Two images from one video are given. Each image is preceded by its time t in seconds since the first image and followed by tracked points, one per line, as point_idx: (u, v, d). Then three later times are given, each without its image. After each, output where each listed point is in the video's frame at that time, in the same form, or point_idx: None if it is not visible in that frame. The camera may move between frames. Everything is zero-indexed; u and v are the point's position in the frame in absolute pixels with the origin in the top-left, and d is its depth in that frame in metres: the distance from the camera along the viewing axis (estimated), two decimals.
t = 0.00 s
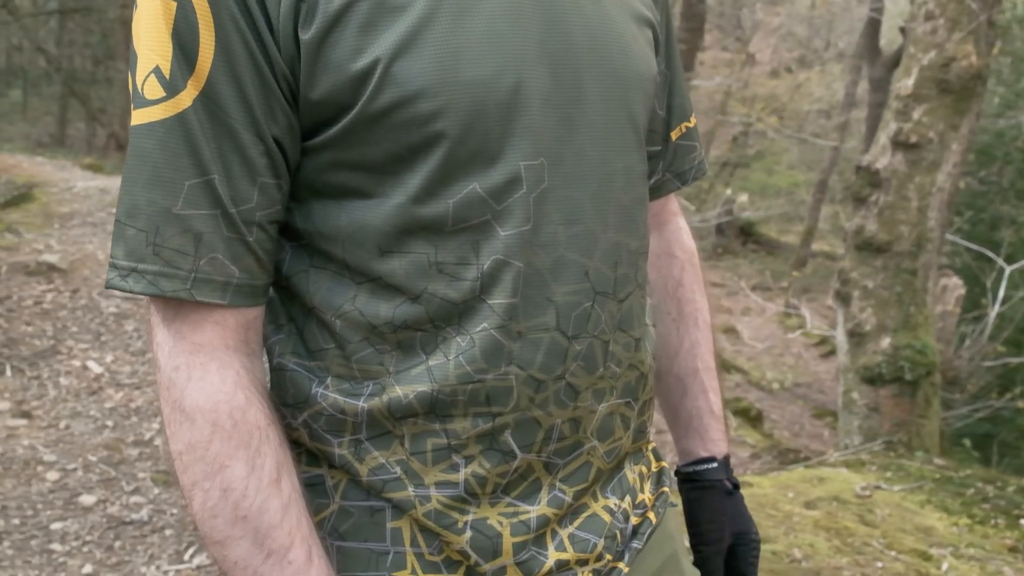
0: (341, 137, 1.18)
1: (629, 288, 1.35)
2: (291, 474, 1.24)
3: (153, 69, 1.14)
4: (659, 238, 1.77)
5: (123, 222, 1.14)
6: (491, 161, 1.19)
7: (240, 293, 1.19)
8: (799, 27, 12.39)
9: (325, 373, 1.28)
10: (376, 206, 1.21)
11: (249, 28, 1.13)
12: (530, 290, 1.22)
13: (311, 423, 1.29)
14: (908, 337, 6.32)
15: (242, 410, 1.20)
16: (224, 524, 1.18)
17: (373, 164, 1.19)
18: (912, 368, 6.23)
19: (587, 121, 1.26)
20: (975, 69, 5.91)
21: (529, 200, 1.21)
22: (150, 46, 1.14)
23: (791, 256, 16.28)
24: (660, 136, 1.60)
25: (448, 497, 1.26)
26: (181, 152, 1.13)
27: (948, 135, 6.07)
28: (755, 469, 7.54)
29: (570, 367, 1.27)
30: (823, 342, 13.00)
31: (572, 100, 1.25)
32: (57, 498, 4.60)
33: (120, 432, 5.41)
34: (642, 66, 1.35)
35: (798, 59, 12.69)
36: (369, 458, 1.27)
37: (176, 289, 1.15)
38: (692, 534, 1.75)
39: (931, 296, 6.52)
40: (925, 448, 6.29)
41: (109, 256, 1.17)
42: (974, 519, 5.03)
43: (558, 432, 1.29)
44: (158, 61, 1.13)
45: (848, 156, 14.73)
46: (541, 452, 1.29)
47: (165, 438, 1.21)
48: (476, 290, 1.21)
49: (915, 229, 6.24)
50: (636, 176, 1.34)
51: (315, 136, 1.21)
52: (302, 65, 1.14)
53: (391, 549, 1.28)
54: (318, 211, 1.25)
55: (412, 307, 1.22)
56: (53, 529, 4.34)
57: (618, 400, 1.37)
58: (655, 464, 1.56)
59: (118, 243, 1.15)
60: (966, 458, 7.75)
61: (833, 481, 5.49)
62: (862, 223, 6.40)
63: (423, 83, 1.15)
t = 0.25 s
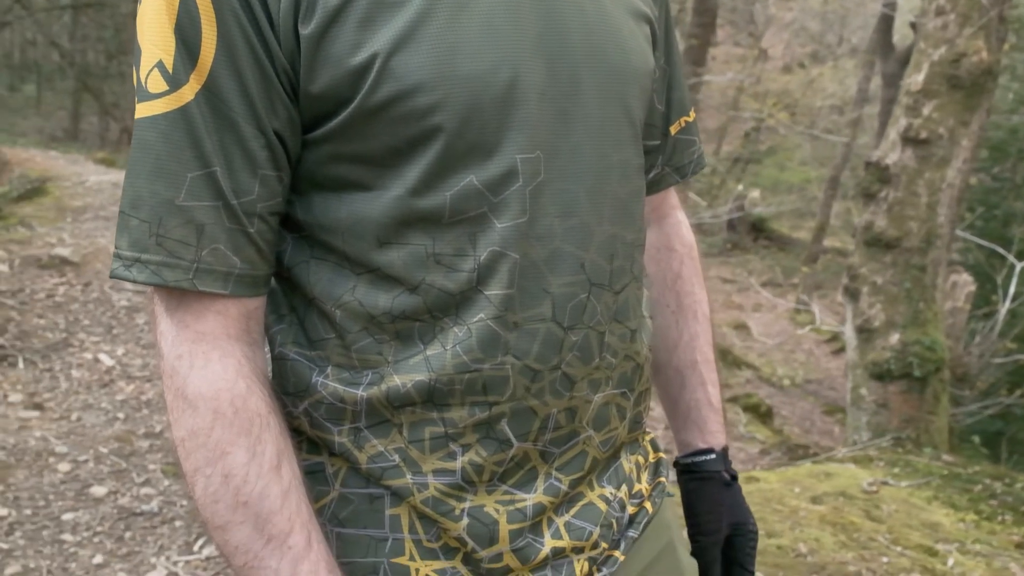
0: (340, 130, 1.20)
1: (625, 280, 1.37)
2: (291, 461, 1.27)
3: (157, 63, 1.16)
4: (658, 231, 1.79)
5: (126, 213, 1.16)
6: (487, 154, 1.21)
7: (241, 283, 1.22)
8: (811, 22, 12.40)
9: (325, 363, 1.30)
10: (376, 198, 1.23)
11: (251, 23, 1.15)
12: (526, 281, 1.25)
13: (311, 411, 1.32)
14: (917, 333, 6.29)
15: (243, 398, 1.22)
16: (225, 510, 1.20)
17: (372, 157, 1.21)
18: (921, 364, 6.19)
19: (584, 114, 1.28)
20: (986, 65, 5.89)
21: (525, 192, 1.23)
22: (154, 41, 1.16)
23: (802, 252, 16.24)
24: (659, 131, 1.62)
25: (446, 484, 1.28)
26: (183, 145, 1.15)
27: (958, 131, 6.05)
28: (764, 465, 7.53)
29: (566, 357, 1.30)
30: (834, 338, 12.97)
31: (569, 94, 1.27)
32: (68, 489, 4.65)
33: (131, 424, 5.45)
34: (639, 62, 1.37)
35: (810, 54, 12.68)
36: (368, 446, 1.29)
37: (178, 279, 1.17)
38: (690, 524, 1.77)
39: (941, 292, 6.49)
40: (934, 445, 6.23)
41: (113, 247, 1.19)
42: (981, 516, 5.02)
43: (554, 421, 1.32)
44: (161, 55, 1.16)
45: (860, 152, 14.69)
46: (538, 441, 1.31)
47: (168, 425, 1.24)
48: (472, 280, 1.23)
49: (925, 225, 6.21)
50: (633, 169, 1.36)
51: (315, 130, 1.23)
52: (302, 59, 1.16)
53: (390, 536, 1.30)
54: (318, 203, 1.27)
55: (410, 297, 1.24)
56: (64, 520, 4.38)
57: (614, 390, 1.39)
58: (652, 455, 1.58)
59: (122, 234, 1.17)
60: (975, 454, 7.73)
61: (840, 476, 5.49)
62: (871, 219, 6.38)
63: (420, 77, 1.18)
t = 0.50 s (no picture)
0: (341, 126, 1.22)
1: (622, 274, 1.39)
2: (293, 452, 1.29)
3: (161, 59, 1.18)
4: (659, 226, 1.80)
5: (131, 207, 1.19)
6: (487, 149, 1.23)
7: (244, 276, 1.23)
8: (823, 18, 12.58)
9: (326, 355, 1.32)
10: (376, 192, 1.25)
11: (253, 20, 1.17)
12: (524, 275, 1.26)
13: (313, 402, 1.34)
14: (925, 330, 6.24)
15: (246, 389, 1.24)
16: (228, 498, 1.22)
17: (373, 151, 1.23)
18: (929, 361, 6.15)
19: (582, 108, 1.30)
20: (995, 62, 5.88)
21: (524, 187, 1.25)
22: (158, 37, 1.18)
23: (812, 249, 16.20)
24: (659, 128, 1.64)
25: (445, 475, 1.30)
26: (187, 139, 1.16)
27: (967, 127, 6.02)
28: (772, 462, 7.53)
29: (564, 350, 1.31)
30: (844, 335, 12.94)
31: (567, 90, 1.28)
32: (78, 482, 4.69)
33: (140, 418, 5.49)
34: (638, 58, 1.39)
35: (822, 50, 12.75)
36: (368, 436, 1.31)
37: (182, 271, 1.19)
38: (689, 517, 1.78)
39: (950, 290, 6.47)
40: (941, 442, 6.23)
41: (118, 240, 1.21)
42: (988, 514, 5.01)
43: (552, 413, 1.33)
44: (165, 51, 1.18)
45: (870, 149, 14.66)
46: (536, 432, 1.33)
47: (172, 415, 1.26)
48: (471, 274, 1.25)
49: (934, 222, 6.18)
50: (632, 165, 1.38)
51: (316, 124, 1.24)
52: (302, 54, 1.18)
53: (390, 525, 1.32)
54: (320, 197, 1.29)
55: (410, 290, 1.26)
56: (74, 512, 4.42)
57: (612, 382, 1.41)
58: (651, 448, 1.59)
59: (126, 227, 1.19)
60: (984, 452, 7.71)
61: (846, 473, 5.49)
62: (880, 216, 6.35)
63: (420, 73, 1.19)
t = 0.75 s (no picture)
0: (342, 121, 1.24)
1: (621, 268, 1.41)
2: (295, 443, 1.30)
3: (165, 55, 1.20)
4: (659, 221, 1.82)
5: (135, 201, 1.20)
6: (486, 144, 1.24)
7: (246, 270, 1.25)
8: (835, 14, 12.51)
9: (328, 347, 1.34)
10: (377, 186, 1.26)
11: (255, 17, 1.19)
12: (523, 269, 1.28)
13: (314, 394, 1.36)
14: (933, 327, 6.22)
15: (249, 381, 1.26)
16: (230, 488, 1.24)
17: (373, 146, 1.25)
18: (937, 358, 6.13)
19: (581, 104, 1.31)
20: (1005, 58, 5.86)
21: (522, 182, 1.26)
22: (162, 34, 1.20)
23: (821, 246, 16.16)
24: (659, 123, 1.65)
25: (445, 466, 1.31)
26: (190, 134, 1.18)
27: (977, 124, 6.01)
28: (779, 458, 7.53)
29: (562, 343, 1.33)
30: (853, 332, 12.91)
31: (566, 86, 1.30)
32: (88, 475, 4.72)
33: (150, 411, 5.53)
34: (637, 54, 1.40)
35: (834, 46, 12.72)
36: (369, 428, 1.33)
37: (185, 265, 1.21)
38: (688, 510, 1.80)
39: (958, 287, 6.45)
40: (949, 438, 6.22)
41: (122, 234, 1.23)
42: (994, 510, 5.01)
43: (550, 406, 1.35)
44: (169, 48, 1.19)
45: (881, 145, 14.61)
46: (534, 424, 1.34)
47: (176, 405, 1.28)
48: (470, 268, 1.26)
49: (943, 219, 6.17)
50: (631, 161, 1.39)
51: (318, 120, 1.26)
52: (304, 50, 1.20)
53: (390, 516, 1.34)
54: (322, 192, 1.31)
55: (410, 284, 1.28)
56: (85, 505, 4.46)
57: (610, 375, 1.43)
58: (650, 441, 1.61)
59: (131, 221, 1.21)
60: (993, 449, 7.69)
61: (853, 469, 5.49)
62: (889, 212, 6.34)
63: (421, 69, 1.21)
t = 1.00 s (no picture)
0: (343, 117, 1.25)
1: (620, 263, 1.42)
2: (297, 435, 1.32)
3: (169, 51, 1.21)
4: (661, 217, 1.83)
5: (140, 195, 1.22)
6: (485, 140, 1.26)
7: (248, 264, 1.27)
8: (846, 9, 12.39)
9: (330, 340, 1.36)
10: (378, 181, 1.28)
11: (258, 14, 1.21)
12: (522, 263, 1.30)
13: (317, 386, 1.37)
14: (942, 323, 6.20)
15: (251, 373, 1.28)
16: (234, 478, 1.26)
17: (374, 141, 1.26)
18: (945, 354, 6.12)
19: (580, 100, 1.32)
20: (1016, 54, 5.83)
21: (522, 177, 1.27)
22: (166, 31, 1.22)
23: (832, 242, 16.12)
24: (660, 119, 1.66)
25: (445, 458, 1.33)
26: (193, 129, 1.20)
27: (986, 120, 5.99)
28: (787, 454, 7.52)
29: (561, 337, 1.35)
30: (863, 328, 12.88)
31: (565, 82, 1.31)
32: (98, 468, 4.76)
33: (159, 405, 5.56)
34: (637, 51, 1.42)
35: (845, 41, 12.66)
36: (370, 420, 1.34)
37: (189, 258, 1.22)
38: (689, 504, 1.81)
39: (967, 283, 6.43)
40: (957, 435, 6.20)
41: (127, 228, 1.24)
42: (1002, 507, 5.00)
43: (549, 399, 1.37)
44: (173, 44, 1.21)
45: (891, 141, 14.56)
46: (534, 417, 1.36)
47: (180, 397, 1.29)
48: (470, 262, 1.28)
49: (951, 215, 6.15)
50: (630, 156, 1.41)
51: (320, 115, 1.28)
52: (305, 46, 1.22)
53: (391, 507, 1.36)
54: (324, 186, 1.32)
55: (411, 278, 1.29)
56: (94, 498, 4.50)
57: (609, 369, 1.45)
58: (650, 435, 1.62)
59: (135, 215, 1.22)
60: (1001, 446, 7.67)
61: (860, 465, 5.48)
62: (898, 208, 6.33)
63: (420, 66, 1.22)
